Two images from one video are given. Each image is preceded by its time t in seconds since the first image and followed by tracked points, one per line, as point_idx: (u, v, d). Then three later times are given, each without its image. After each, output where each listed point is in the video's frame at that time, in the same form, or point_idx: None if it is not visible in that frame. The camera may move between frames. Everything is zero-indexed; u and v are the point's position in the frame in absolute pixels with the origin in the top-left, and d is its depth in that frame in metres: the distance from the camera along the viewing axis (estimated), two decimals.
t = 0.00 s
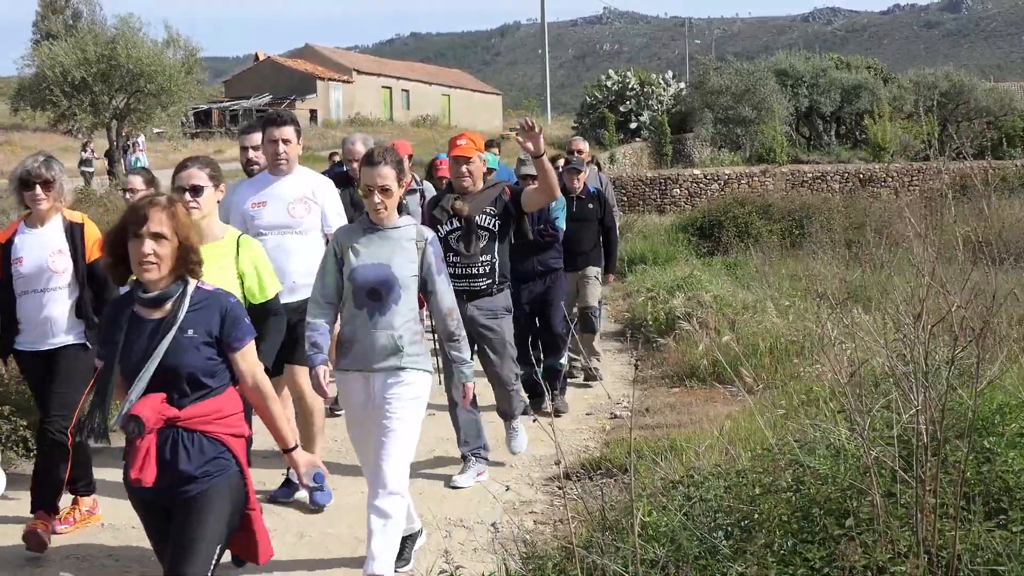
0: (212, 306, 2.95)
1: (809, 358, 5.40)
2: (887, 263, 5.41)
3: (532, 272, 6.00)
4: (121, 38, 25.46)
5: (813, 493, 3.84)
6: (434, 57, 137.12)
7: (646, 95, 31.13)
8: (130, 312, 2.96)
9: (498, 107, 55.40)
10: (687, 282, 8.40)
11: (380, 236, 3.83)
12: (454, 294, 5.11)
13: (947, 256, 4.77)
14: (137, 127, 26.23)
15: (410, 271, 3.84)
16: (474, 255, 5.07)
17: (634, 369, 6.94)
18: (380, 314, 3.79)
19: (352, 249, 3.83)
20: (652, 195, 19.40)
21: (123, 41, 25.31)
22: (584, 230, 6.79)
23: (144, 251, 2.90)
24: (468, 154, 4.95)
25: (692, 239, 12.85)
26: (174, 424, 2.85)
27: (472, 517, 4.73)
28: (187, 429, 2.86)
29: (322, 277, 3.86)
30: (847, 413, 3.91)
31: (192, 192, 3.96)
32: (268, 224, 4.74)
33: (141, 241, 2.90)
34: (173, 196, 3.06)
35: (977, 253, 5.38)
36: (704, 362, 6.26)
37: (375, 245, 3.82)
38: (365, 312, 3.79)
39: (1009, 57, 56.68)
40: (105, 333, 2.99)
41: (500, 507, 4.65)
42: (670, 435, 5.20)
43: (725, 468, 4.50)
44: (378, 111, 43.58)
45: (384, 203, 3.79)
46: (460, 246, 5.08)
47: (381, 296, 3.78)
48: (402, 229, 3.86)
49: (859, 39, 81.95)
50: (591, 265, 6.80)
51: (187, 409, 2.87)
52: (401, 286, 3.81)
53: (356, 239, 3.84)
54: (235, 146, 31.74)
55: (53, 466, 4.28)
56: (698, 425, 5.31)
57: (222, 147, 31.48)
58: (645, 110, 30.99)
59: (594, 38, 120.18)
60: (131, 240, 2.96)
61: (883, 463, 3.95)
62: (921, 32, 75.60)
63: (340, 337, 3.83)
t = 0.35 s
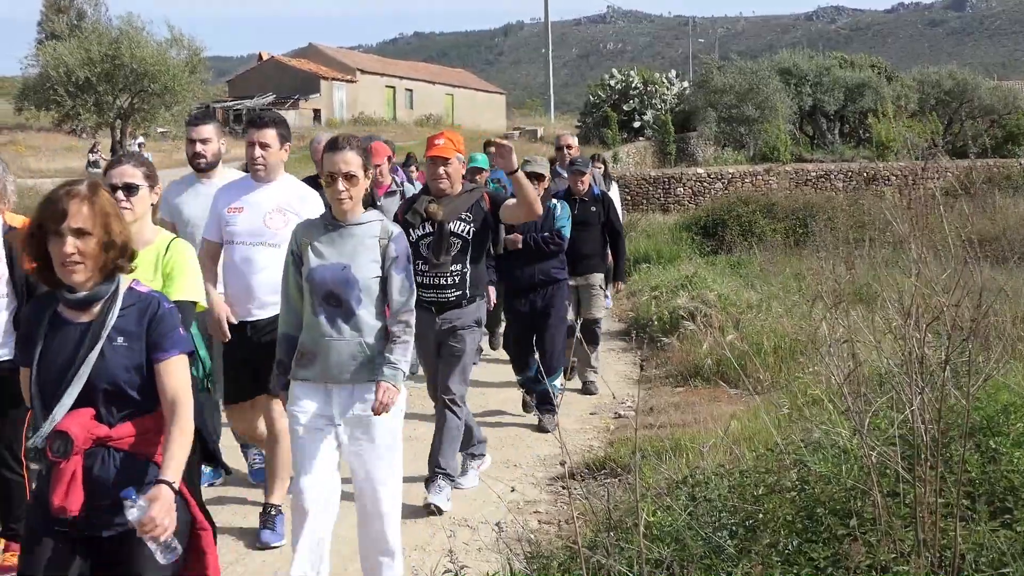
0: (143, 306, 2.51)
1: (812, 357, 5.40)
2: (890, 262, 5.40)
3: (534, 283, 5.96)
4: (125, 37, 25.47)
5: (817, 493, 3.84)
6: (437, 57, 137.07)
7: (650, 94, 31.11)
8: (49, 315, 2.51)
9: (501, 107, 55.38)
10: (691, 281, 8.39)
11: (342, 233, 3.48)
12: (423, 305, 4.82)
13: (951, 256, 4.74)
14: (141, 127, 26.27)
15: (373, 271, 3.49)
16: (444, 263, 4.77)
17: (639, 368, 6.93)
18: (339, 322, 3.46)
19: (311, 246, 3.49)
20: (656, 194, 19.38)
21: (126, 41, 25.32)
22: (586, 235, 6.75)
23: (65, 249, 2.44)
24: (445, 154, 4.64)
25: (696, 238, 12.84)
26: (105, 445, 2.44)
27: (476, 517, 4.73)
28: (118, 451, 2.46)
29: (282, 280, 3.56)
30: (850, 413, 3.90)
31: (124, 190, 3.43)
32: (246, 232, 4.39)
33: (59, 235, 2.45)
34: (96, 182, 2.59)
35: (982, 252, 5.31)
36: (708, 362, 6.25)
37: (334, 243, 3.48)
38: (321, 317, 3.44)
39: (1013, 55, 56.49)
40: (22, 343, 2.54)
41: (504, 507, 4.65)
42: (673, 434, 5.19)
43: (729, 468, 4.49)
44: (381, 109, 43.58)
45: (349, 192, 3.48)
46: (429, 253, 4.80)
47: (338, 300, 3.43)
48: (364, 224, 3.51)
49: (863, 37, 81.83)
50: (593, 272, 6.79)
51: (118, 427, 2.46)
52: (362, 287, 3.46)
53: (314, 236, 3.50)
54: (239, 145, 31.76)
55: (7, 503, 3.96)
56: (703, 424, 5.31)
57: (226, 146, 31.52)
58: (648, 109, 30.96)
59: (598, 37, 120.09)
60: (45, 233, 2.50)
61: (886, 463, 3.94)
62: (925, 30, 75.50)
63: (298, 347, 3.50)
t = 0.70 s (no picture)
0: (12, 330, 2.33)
1: (819, 357, 5.39)
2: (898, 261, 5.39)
3: (520, 291, 5.86)
4: (129, 38, 25.49)
5: (821, 494, 3.85)
6: (440, 57, 137.06)
7: (653, 94, 31.07)
8: None
9: (504, 106, 55.37)
10: (694, 282, 8.39)
11: (272, 255, 3.15)
12: (398, 310, 4.49)
13: (960, 255, 4.72)
14: (145, 128, 26.29)
15: (309, 295, 3.15)
16: (419, 266, 4.45)
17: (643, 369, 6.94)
18: (269, 352, 3.11)
19: (240, 271, 3.15)
20: (659, 194, 19.35)
21: (130, 42, 25.34)
22: (581, 244, 6.48)
23: None
24: (406, 150, 4.37)
25: (699, 239, 12.83)
26: None
27: (480, 518, 4.74)
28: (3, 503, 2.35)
29: (210, 307, 3.24)
30: (856, 413, 3.91)
31: (32, 182, 2.77)
32: (211, 241, 4.02)
33: None
34: None
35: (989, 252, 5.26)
36: (711, 362, 6.26)
37: (264, 266, 3.14)
38: (250, 349, 3.11)
39: (1017, 54, 56.34)
40: None
41: (508, 507, 4.65)
42: (679, 435, 5.20)
43: (734, 469, 4.50)
44: (385, 110, 43.55)
45: (279, 209, 3.15)
46: (401, 257, 4.48)
47: (269, 329, 3.10)
48: (297, 244, 3.17)
49: (866, 36, 81.78)
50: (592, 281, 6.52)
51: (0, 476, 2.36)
52: (297, 314, 3.12)
53: (243, 259, 3.16)
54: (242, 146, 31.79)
55: None
56: (708, 425, 5.31)
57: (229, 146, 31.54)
58: (651, 109, 30.94)
59: (600, 37, 120.04)
60: None
61: (892, 464, 3.94)
62: (928, 29, 75.40)
63: (223, 381, 3.16)
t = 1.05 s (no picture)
0: None
1: (824, 357, 5.38)
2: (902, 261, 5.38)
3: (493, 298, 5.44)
4: (134, 41, 25.59)
5: (826, 494, 3.85)
6: (445, 57, 137.17)
7: (658, 95, 31.06)
8: None
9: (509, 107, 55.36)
10: (699, 282, 8.38)
11: (204, 275, 2.79)
12: (349, 323, 4.18)
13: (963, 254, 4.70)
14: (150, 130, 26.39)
15: (245, 321, 2.81)
16: (372, 277, 4.13)
17: (648, 370, 6.94)
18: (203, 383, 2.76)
19: (167, 293, 2.78)
20: (664, 195, 19.35)
21: (135, 44, 25.45)
22: (574, 238, 6.26)
23: None
24: (360, 153, 4.08)
25: (704, 239, 12.82)
26: None
27: (485, 519, 4.75)
28: None
29: (127, 331, 2.81)
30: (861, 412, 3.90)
31: None
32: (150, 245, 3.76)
33: None
34: None
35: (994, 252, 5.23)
36: (717, 363, 6.26)
37: (192, 284, 2.78)
38: (181, 380, 2.75)
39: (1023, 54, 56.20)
40: None
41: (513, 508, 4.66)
42: (684, 435, 5.20)
43: (739, 469, 4.49)
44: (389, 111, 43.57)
45: (212, 223, 2.80)
46: (354, 267, 4.16)
47: (204, 359, 2.74)
48: (231, 262, 2.82)
49: (871, 36, 81.64)
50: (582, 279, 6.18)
51: None
52: (229, 343, 2.77)
53: (169, 276, 2.80)
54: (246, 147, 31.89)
55: None
56: (714, 425, 5.32)
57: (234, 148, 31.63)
58: (656, 109, 30.95)
59: (605, 37, 120.03)
60: None
61: (897, 464, 3.93)
62: (933, 28, 75.28)
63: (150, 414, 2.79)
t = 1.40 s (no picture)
0: None
1: (831, 355, 5.38)
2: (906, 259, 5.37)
3: (468, 314, 5.27)
4: (139, 43, 25.67)
5: (833, 492, 3.84)
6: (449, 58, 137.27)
7: (663, 94, 31.04)
8: None
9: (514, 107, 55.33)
10: (705, 281, 8.37)
11: (118, 271, 2.56)
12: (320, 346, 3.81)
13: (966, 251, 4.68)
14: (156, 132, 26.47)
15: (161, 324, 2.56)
16: (342, 296, 3.76)
17: (654, 369, 6.94)
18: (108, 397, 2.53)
19: (76, 289, 2.57)
20: (670, 194, 19.33)
21: (140, 46, 25.53)
22: (570, 242, 6.27)
23: None
24: (338, 158, 3.74)
25: (710, 237, 12.81)
26: None
27: (492, 519, 4.75)
28: None
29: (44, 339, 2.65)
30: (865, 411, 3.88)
31: None
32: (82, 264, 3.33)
33: None
34: None
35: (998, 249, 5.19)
36: (723, 361, 6.26)
37: (105, 283, 2.55)
38: (85, 392, 2.53)
39: None
40: None
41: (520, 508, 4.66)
42: (691, 435, 5.19)
43: (746, 468, 4.49)
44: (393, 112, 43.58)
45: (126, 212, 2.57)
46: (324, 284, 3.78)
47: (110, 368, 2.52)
48: (148, 257, 2.58)
49: (876, 34, 81.43)
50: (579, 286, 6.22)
51: None
52: (145, 348, 2.53)
53: (80, 274, 2.58)
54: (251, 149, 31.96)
55: None
56: (721, 424, 5.31)
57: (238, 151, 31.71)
58: (661, 108, 30.94)
59: (609, 37, 120.01)
60: None
61: (903, 462, 3.92)
62: (938, 26, 75.14)
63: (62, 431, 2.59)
